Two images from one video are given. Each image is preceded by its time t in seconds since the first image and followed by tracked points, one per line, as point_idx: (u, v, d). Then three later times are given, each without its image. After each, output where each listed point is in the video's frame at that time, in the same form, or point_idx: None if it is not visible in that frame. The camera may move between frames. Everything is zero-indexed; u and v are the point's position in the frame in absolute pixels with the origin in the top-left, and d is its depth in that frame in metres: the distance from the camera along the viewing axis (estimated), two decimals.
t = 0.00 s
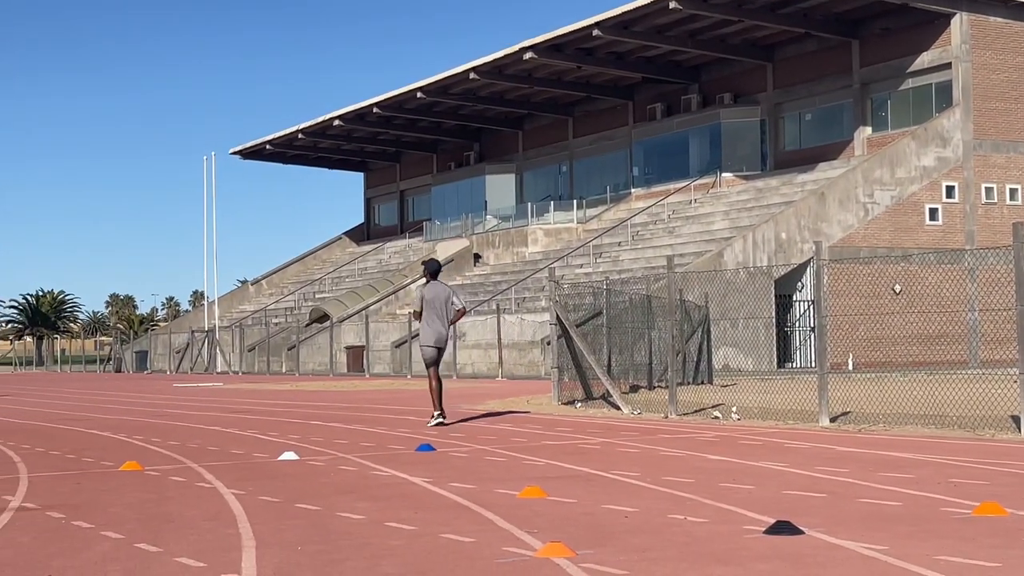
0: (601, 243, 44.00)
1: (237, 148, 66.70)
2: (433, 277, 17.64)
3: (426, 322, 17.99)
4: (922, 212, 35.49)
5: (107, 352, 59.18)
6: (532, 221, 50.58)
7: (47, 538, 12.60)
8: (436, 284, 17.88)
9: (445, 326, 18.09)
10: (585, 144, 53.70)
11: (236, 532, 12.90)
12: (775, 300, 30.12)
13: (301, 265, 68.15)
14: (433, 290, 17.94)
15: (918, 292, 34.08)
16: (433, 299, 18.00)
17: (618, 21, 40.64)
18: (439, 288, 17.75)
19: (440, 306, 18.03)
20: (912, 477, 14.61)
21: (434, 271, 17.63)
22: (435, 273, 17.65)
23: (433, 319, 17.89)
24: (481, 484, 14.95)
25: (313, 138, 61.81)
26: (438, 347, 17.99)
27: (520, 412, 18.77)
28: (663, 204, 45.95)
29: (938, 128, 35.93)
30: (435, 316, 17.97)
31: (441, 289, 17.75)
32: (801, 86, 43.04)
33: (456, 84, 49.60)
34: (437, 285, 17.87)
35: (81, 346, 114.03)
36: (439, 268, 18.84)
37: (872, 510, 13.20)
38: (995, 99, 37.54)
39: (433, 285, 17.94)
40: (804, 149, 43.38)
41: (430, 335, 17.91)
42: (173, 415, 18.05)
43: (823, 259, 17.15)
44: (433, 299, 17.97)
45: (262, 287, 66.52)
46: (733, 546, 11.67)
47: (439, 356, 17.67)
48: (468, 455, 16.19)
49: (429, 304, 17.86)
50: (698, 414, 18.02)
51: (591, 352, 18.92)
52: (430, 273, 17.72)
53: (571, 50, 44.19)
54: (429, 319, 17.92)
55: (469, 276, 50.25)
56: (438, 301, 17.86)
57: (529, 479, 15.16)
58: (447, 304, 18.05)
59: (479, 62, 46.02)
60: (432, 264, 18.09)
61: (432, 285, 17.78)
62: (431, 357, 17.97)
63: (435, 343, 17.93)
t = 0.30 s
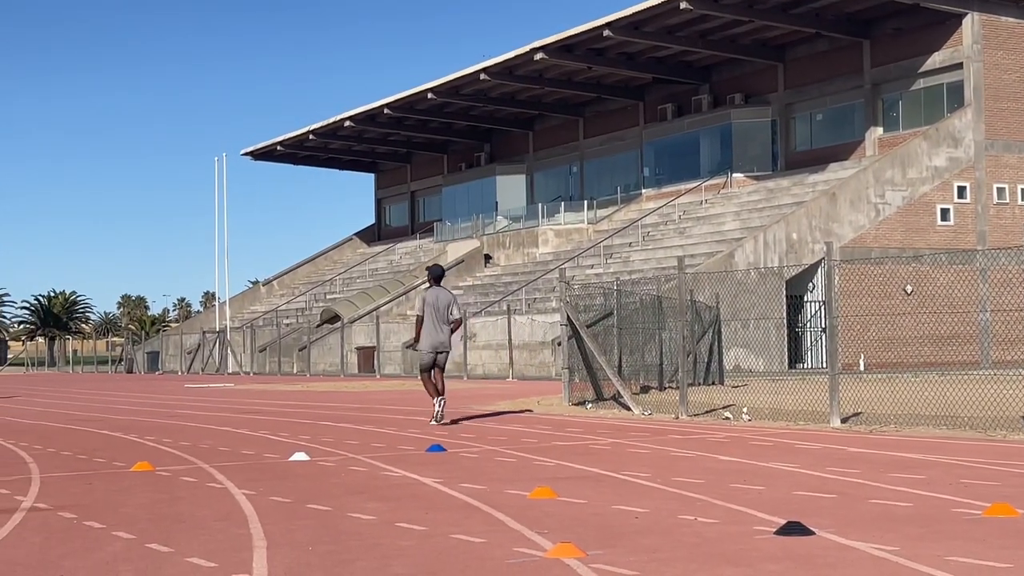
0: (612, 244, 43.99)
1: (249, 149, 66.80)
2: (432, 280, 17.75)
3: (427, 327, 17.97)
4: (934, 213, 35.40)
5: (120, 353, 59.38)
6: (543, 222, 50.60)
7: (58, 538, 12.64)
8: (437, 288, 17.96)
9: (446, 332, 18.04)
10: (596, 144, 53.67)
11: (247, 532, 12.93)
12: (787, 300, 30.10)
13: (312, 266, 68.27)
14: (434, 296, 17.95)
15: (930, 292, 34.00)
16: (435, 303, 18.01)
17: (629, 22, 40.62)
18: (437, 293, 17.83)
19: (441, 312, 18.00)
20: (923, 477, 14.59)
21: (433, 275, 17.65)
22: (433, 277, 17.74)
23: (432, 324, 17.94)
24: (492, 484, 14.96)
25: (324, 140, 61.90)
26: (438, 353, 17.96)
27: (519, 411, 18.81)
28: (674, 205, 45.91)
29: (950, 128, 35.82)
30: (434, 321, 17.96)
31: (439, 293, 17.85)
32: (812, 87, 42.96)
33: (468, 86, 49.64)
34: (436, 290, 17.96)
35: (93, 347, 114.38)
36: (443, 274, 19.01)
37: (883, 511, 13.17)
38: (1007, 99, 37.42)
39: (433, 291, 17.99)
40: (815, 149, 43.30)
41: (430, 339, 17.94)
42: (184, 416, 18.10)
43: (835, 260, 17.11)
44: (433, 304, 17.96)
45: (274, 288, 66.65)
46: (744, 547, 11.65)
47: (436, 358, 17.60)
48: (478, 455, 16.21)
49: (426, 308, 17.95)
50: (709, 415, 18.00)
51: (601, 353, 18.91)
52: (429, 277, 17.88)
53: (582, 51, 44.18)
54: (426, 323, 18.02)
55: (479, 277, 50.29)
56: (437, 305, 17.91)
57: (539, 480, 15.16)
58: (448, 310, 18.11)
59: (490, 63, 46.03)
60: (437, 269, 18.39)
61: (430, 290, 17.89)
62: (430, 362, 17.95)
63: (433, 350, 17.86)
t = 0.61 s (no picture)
0: (620, 244, 43.96)
1: (258, 151, 66.88)
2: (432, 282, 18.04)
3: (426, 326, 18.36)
4: (943, 213, 35.32)
5: (129, 354, 59.49)
6: (552, 223, 50.61)
7: (68, 539, 12.70)
8: (438, 289, 18.25)
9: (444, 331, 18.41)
10: (604, 145, 53.66)
11: (255, 533, 12.97)
12: (795, 300, 30.07)
13: (321, 267, 68.36)
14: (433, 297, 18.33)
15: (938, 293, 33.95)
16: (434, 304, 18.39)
17: (638, 23, 40.61)
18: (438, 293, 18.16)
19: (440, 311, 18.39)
20: (931, 478, 14.56)
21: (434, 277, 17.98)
22: (434, 277, 18.05)
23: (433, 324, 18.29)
24: (499, 485, 14.97)
25: (333, 141, 61.95)
26: (437, 352, 18.29)
27: (516, 411, 18.88)
28: (683, 206, 45.87)
29: (959, 128, 35.74)
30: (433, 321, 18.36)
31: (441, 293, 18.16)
32: (820, 87, 42.89)
33: (476, 87, 49.67)
34: (437, 291, 18.27)
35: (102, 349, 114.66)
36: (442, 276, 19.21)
37: (890, 511, 13.15)
38: (1017, 100, 37.32)
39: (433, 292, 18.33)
40: (824, 150, 43.23)
41: (430, 338, 18.28)
42: (192, 417, 18.13)
43: (842, 260, 17.10)
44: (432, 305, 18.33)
45: (282, 289, 66.75)
46: (752, 547, 11.65)
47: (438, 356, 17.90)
48: (485, 456, 16.22)
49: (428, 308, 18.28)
50: (717, 416, 17.98)
51: (610, 354, 18.89)
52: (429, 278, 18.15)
53: (590, 52, 44.18)
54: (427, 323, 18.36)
55: (488, 278, 50.31)
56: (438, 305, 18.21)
57: (546, 480, 15.17)
58: (448, 310, 18.44)
59: (499, 64, 46.04)
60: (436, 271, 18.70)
61: (431, 291, 18.19)
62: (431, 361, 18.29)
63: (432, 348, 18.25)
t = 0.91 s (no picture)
0: (627, 245, 43.95)
1: (264, 152, 66.94)
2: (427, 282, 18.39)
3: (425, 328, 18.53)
4: (950, 213, 35.26)
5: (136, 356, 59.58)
6: (558, 224, 50.60)
7: (76, 539, 12.74)
8: (434, 291, 18.58)
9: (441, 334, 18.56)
10: (610, 145, 53.64)
11: (263, 534, 13.00)
12: (802, 300, 30.08)
13: (328, 268, 68.42)
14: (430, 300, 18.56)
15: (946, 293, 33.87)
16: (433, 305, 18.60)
17: (644, 23, 40.59)
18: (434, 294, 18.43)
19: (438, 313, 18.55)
20: (938, 478, 14.54)
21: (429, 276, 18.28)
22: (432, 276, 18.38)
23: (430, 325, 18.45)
24: (506, 486, 14.98)
25: (339, 142, 61.98)
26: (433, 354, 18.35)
27: (511, 411, 18.97)
28: (690, 206, 45.82)
29: (966, 128, 35.67)
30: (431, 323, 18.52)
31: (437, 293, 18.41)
32: (827, 87, 42.85)
33: (482, 87, 49.68)
34: (433, 293, 18.57)
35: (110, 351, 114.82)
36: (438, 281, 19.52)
37: (898, 511, 13.12)
38: None
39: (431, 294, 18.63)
40: (831, 150, 43.17)
41: (427, 340, 18.41)
42: (199, 418, 18.14)
43: (848, 260, 17.06)
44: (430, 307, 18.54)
45: (289, 290, 66.81)
46: (759, 548, 11.64)
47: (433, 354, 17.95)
48: (492, 457, 16.23)
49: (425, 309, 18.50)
50: (723, 416, 17.96)
51: (616, 354, 18.87)
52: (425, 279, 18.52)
53: (597, 53, 44.16)
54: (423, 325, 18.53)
55: (494, 279, 50.33)
56: (435, 307, 18.41)
57: (553, 481, 15.18)
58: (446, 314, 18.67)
59: (506, 65, 46.04)
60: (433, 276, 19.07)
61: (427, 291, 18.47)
62: (427, 363, 18.32)
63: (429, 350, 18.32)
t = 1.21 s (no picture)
0: (634, 244, 43.94)
1: (272, 151, 67.00)
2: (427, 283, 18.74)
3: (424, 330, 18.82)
4: (958, 212, 35.20)
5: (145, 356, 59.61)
6: (566, 223, 50.56)
7: (84, 539, 12.77)
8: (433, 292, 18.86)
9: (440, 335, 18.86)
10: (618, 145, 53.62)
11: (271, 533, 13.02)
12: (809, 299, 30.06)
13: (335, 268, 68.47)
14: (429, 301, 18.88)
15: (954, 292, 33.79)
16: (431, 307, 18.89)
17: (651, 22, 40.55)
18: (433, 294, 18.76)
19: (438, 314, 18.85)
20: (946, 477, 14.51)
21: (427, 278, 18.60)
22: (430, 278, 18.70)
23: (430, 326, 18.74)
24: (514, 486, 15.00)
25: (347, 142, 62.02)
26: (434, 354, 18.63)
27: (505, 412, 18.94)
28: (697, 205, 45.77)
29: (973, 126, 35.61)
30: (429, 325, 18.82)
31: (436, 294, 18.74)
32: (834, 86, 42.80)
33: (489, 87, 49.67)
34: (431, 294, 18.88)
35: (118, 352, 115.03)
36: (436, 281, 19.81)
37: (906, 511, 13.09)
38: None
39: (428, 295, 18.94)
40: (839, 148, 43.10)
41: (427, 341, 18.70)
42: (208, 418, 18.16)
43: (857, 259, 17.03)
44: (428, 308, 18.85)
45: (297, 290, 66.86)
46: (767, 547, 11.63)
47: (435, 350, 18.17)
48: (500, 456, 16.22)
49: (423, 310, 18.79)
50: (731, 415, 17.93)
51: (624, 354, 18.84)
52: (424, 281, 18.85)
53: (604, 52, 44.13)
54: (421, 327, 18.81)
55: (502, 279, 50.34)
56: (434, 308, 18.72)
57: (560, 480, 15.18)
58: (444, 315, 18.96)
59: (513, 64, 46.03)
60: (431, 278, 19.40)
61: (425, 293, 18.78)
62: (428, 362, 18.56)
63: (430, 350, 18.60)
